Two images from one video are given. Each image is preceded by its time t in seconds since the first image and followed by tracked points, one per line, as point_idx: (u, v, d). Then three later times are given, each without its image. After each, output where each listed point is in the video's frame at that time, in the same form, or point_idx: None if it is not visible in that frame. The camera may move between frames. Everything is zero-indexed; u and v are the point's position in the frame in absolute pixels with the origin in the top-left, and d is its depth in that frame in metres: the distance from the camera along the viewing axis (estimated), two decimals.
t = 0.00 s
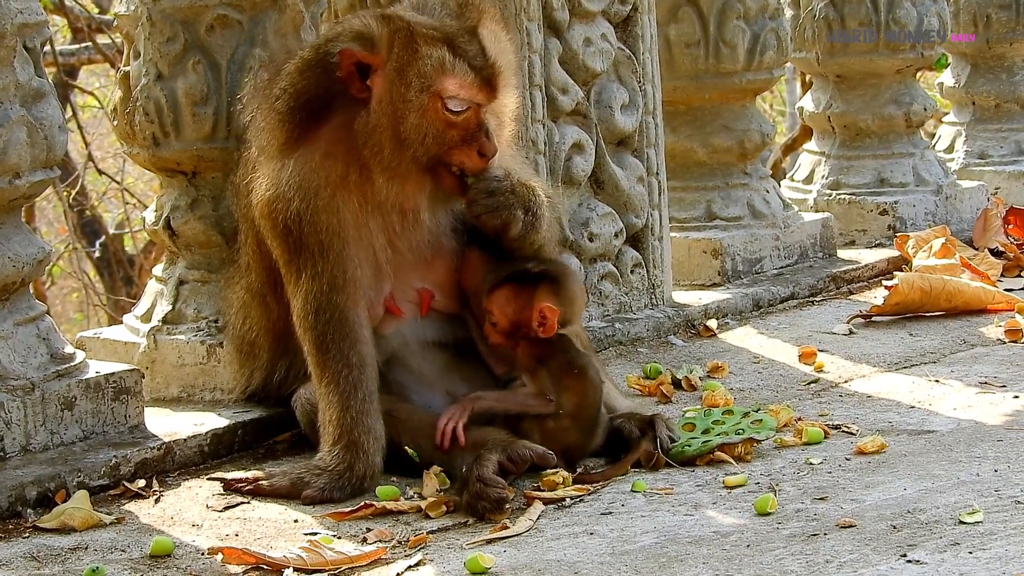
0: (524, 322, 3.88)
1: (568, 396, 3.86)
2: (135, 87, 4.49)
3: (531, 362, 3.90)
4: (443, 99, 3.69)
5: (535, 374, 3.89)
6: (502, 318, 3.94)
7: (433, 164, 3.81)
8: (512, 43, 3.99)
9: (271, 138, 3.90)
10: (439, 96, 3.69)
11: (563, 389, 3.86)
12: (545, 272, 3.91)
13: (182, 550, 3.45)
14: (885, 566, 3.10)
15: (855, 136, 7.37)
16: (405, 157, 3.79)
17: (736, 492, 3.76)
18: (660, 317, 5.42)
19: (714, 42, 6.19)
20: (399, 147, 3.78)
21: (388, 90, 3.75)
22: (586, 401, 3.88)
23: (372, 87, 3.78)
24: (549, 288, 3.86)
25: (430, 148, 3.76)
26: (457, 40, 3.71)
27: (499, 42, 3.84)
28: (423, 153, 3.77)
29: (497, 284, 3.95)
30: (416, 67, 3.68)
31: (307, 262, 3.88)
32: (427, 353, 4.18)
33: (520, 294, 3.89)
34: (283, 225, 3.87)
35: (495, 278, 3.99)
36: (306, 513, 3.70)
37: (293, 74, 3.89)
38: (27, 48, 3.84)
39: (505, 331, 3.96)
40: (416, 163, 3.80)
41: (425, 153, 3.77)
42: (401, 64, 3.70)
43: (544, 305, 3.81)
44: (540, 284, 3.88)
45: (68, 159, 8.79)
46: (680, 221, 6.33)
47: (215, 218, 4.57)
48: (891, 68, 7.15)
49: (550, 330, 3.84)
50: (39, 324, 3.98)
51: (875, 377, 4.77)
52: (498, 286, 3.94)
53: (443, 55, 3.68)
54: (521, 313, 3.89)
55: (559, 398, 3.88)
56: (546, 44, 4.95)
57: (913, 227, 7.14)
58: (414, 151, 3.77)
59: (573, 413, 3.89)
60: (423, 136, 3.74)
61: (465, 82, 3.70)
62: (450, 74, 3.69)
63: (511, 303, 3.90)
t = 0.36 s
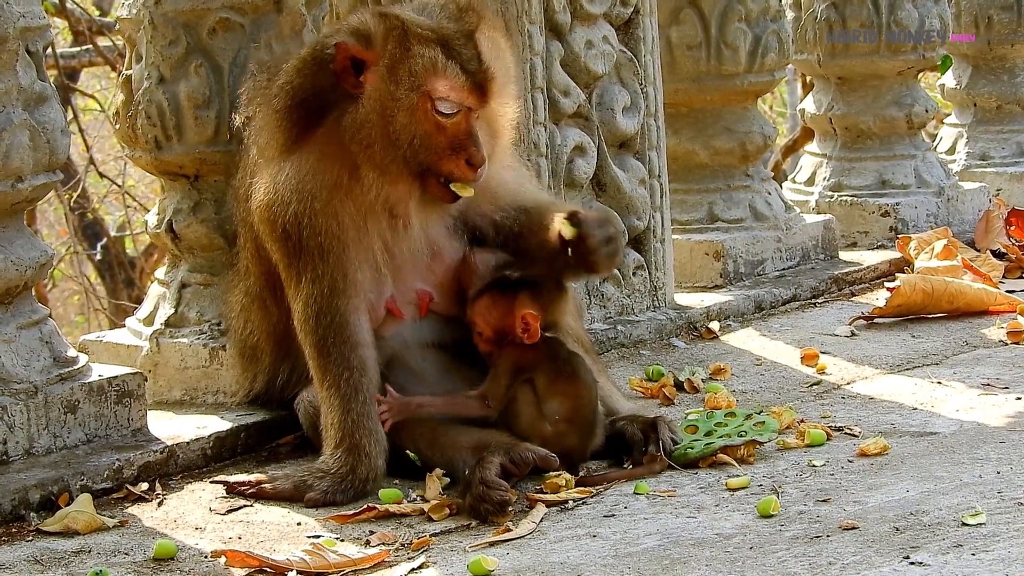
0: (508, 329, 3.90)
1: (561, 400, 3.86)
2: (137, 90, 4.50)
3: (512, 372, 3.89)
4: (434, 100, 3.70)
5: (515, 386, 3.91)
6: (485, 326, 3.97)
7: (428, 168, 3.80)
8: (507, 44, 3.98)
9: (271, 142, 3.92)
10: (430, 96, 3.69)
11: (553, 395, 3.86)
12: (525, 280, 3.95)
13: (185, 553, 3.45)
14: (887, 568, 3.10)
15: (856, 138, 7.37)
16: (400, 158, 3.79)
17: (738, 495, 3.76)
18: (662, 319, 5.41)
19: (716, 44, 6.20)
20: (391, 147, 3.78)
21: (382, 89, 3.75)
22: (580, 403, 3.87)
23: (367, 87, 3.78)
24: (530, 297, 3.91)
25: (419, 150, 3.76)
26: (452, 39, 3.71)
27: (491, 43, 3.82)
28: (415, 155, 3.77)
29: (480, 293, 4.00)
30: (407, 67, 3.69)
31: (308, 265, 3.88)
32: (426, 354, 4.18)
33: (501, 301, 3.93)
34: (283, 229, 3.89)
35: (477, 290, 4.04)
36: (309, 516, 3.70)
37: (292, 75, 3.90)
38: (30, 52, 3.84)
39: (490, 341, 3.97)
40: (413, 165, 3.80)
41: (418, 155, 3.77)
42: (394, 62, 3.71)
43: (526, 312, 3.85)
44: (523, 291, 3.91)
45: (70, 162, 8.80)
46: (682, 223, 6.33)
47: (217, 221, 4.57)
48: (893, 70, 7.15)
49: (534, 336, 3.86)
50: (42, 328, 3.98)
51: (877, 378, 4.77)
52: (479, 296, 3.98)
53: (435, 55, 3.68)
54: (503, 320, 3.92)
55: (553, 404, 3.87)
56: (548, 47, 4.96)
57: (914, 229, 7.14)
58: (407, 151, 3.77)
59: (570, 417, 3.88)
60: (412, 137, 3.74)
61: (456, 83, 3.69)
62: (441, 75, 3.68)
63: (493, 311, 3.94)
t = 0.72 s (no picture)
0: (515, 338, 3.87)
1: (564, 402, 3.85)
2: (139, 94, 4.51)
3: (514, 377, 3.88)
4: (430, 68, 3.73)
5: (521, 393, 3.88)
6: (490, 337, 3.93)
7: (440, 144, 3.81)
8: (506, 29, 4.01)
9: (275, 147, 3.93)
10: (425, 66, 3.73)
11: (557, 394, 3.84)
12: (527, 284, 3.90)
13: (189, 556, 3.45)
14: (891, 569, 3.11)
15: (858, 140, 7.37)
16: (403, 138, 3.80)
17: (742, 497, 3.76)
18: (665, 322, 5.41)
19: (718, 46, 6.20)
20: (395, 128, 3.79)
21: (379, 73, 3.79)
22: (581, 407, 3.87)
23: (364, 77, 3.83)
24: (535, 301, 3.85)
25: (428, 126, 3.77)
26: (440, 13, 3.75)
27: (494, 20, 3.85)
28: (422, 132, 3.78)
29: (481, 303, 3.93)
30: (394, 39, 3.74)
31: (316, 266, 3.88)
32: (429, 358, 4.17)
33: (506, 309, 3.87)
34: (291, 232, 3.88)
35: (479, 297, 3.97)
36: (313, 519, 3.70)
37: (291, 80, 3.95)
38: (32, 56, 3.84)
39: (492, 350, 3.94)
40: (420, 142, 3.81)
41: (423, 129, 3.78)
42: (383, 42, 3.77)
43: (533, 318, 3.81)
44: (526, 297, 3.86)
45: (73, 166, 8.81)
46: (685, 226, 6.34)
47: (220, 224, 4.57)
48: (895, 71, 7.16)
49: (541, 341, 3.81)
50: (45, 331, 3.98)
51: (879, 380, 4.76)
52: (482, 305, 3.92)
53: (421, 27, 3.73)
54: (509, 328, 3.88)
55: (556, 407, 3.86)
56: (550, 49, 4.97)
57: (917, 231, 7.13)
58: (410, 127, 3.78)
59: (571, 420, 3.87)
60: (417, 112, 3.76)
61: (447, 47, 3.72)
62: (431, 43, 3.72)
63: (498, 320, 3.89)
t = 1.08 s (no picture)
0: (524, 343, 3.87)
1: (570, 404, 3.84)
2: (145, 94, 4.51)
3: (520, 381, 3.92)
4: (418, 69, 3.74)
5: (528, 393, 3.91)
6: (498, 339, 3.92)
7: (422, 147, 3.83)
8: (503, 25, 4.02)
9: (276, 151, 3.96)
10: (414, 67, 3.74)
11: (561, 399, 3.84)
12: (539, 291, 3.90)
13: (195, 557, 3.45)
14: (898, 569, 3.10)
15: (864, 140, 7.37)
16: (399, 139, 3.81)
17: (748, 497, 3.75)
18: (671, 322, 5.41)
19: (724, 46, 6.20)
20: (390, 128, 3.81)
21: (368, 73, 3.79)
22: (586, 407, 3.86)
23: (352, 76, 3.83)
24: (545, 307, 3.87)
25: (411, 125, 3.79)
26: (426, 16, 3.78)
27: (484, 18, 3.87)
28: (408, 132, 3.80)
29: (490, 306, 3.92)
30: (376, 41, 3.77)
31: (321, 267, 3.89)
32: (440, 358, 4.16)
33: (518, 315, 3.85)
34: (295, 234, 3.89)
35: (489, 299, 3.95)
36: (319, 519, 3.70)
37: (289, 82, 3.96)
38: (38, 56, 3.84)
39: (500, 353, 3.94)
40: (404, 143, 3.82)
41: (416, 129, 3.80)
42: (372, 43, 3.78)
43: (546, 326, 3.83)
44: (540, 304, 3.86)
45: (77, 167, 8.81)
46: (690, 226, 6.33)
47: (226, 225, 4.57)
48: (900, 71, 7.16)
49: (550, 347, 3.85)
50: (50, 332, 3.98)
51: (886, 380, 4.76)
52: (494, 309, 3.90)
53: (402, 28, 3.75)
54: (520, 334, 3.87)
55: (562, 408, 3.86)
56: (555, 49, 4.98)
57: (922, 231, 7.13)
58: (404, 128, 3.79)
59: (576, 420, 3.87)
60: (399, 112, 3.78)
61: (426, 45, 3.72)
62: (410, 44, 3.73)
63: (509, 325, 3.87)
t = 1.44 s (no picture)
0: (537, 347, 3.83)
1: (576, 406, 3.84)
2: (153, 93, 4.51)
3: (530, 386, 3.89)
4: (370, 63, 3.72)
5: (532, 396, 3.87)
6: (511, 344, 3.84)
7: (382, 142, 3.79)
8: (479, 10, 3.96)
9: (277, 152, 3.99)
10: (366, 61, 3.72)
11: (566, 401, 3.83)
12: (552, 294, 3.86)
13: (203, 556, 3.45)
14: (906, 570, 3.10)
15: (871, 141, 7.38)
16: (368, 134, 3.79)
17: (756, 497, 3.75)
18: (679, 323, 5.41)
19: (732, 47, 6.20)
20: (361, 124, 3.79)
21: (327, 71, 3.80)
22: (590, 407, 3.85)
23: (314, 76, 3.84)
24: (557, 310, 3.83)
25: (374, 118, 3.76)
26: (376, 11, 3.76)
27: (442, 7, 3.81)
28: (372, 126, 3.77)
29: (506, 309, 3.84)
30: (335, 37, 3.78)
31: (325, 267, 3.90)
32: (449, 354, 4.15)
33: (534, 319, 3.80)
34: (298, 235, 3.91)
35: (501, 301, 3.88)
36: (327, 519, 3.70)
37: (278, 84, 3.99)
38: (46, 55, 3.84)
39: (511, 358, 3.87)
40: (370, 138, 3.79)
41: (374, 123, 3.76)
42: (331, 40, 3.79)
43: (559, 330, 3.80)
44: (552, 307, 3.83)
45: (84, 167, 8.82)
46: (698, 227, 6.33)
47: (234, 225, 4.57)
48: (908, 72, 7.16)
49: (561, 351, 3.82)
50: (58, 332, 3.98)
51: (894, 381, 4.76)
52: (507, 313, 3.83)
53: (353, 24, 3.75)
54: (534, 338, 3.82)
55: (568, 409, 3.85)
56: (564, 50, 4.98)
57: (930, 232, 7.11)
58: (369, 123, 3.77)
59: (580, 421, 3.86)
60: (362, 107, 3.77)
61: (374, 39, 3.70)
62: (359, 40, 3.73)
63: (525, 330, 3.81)
